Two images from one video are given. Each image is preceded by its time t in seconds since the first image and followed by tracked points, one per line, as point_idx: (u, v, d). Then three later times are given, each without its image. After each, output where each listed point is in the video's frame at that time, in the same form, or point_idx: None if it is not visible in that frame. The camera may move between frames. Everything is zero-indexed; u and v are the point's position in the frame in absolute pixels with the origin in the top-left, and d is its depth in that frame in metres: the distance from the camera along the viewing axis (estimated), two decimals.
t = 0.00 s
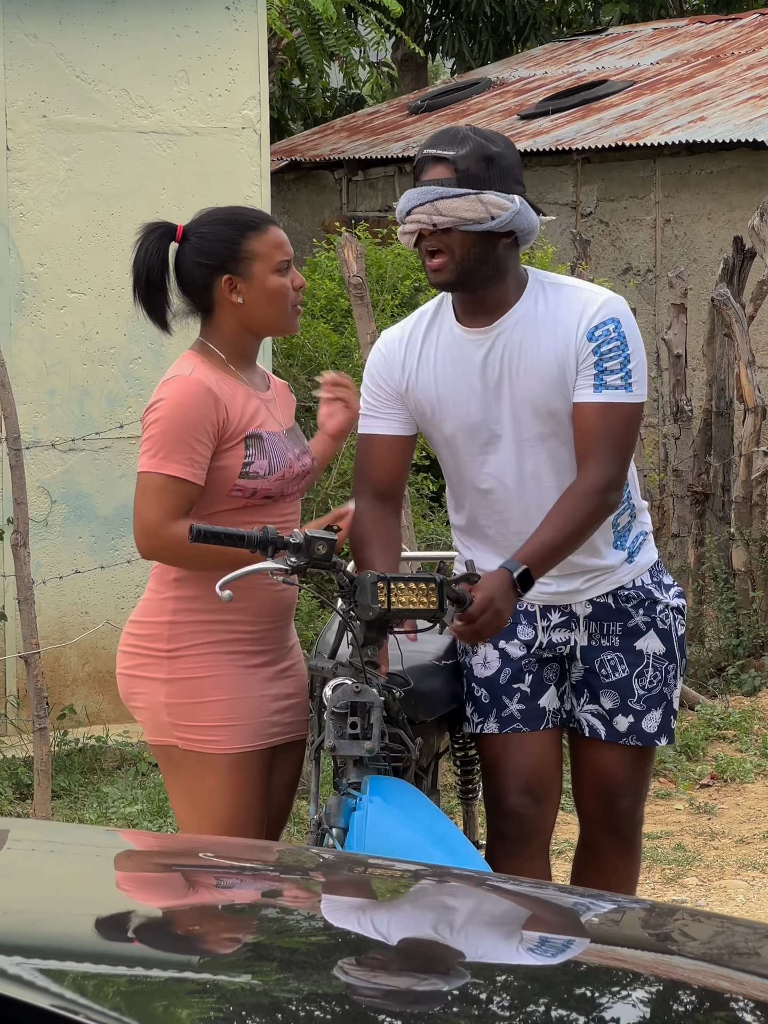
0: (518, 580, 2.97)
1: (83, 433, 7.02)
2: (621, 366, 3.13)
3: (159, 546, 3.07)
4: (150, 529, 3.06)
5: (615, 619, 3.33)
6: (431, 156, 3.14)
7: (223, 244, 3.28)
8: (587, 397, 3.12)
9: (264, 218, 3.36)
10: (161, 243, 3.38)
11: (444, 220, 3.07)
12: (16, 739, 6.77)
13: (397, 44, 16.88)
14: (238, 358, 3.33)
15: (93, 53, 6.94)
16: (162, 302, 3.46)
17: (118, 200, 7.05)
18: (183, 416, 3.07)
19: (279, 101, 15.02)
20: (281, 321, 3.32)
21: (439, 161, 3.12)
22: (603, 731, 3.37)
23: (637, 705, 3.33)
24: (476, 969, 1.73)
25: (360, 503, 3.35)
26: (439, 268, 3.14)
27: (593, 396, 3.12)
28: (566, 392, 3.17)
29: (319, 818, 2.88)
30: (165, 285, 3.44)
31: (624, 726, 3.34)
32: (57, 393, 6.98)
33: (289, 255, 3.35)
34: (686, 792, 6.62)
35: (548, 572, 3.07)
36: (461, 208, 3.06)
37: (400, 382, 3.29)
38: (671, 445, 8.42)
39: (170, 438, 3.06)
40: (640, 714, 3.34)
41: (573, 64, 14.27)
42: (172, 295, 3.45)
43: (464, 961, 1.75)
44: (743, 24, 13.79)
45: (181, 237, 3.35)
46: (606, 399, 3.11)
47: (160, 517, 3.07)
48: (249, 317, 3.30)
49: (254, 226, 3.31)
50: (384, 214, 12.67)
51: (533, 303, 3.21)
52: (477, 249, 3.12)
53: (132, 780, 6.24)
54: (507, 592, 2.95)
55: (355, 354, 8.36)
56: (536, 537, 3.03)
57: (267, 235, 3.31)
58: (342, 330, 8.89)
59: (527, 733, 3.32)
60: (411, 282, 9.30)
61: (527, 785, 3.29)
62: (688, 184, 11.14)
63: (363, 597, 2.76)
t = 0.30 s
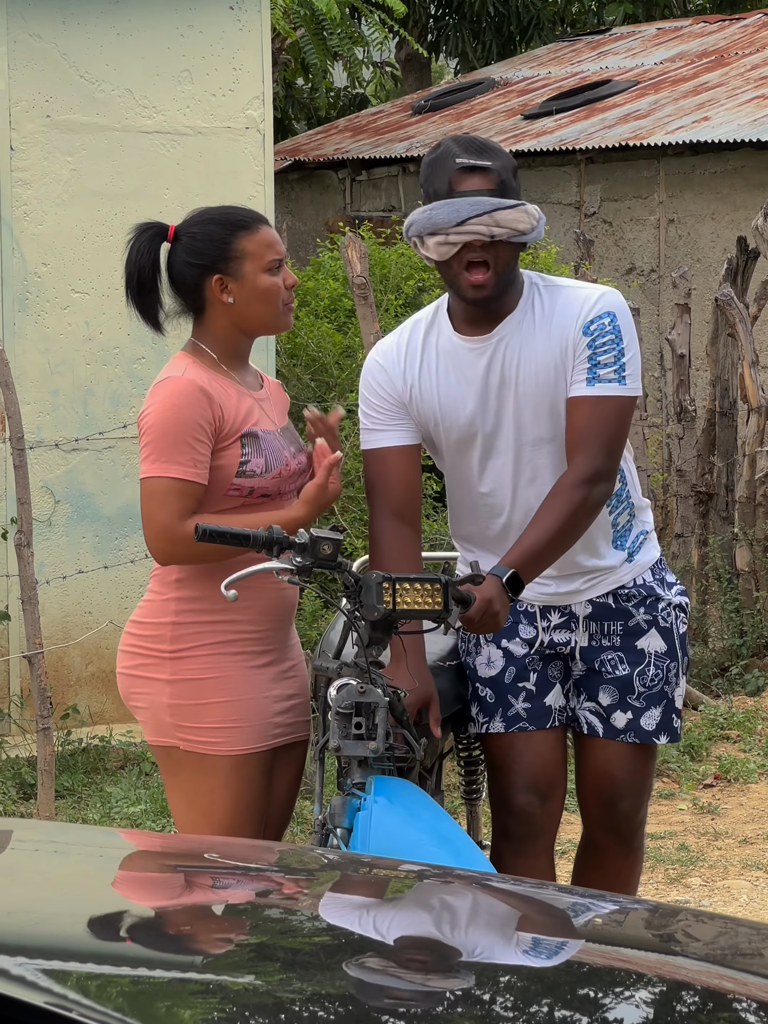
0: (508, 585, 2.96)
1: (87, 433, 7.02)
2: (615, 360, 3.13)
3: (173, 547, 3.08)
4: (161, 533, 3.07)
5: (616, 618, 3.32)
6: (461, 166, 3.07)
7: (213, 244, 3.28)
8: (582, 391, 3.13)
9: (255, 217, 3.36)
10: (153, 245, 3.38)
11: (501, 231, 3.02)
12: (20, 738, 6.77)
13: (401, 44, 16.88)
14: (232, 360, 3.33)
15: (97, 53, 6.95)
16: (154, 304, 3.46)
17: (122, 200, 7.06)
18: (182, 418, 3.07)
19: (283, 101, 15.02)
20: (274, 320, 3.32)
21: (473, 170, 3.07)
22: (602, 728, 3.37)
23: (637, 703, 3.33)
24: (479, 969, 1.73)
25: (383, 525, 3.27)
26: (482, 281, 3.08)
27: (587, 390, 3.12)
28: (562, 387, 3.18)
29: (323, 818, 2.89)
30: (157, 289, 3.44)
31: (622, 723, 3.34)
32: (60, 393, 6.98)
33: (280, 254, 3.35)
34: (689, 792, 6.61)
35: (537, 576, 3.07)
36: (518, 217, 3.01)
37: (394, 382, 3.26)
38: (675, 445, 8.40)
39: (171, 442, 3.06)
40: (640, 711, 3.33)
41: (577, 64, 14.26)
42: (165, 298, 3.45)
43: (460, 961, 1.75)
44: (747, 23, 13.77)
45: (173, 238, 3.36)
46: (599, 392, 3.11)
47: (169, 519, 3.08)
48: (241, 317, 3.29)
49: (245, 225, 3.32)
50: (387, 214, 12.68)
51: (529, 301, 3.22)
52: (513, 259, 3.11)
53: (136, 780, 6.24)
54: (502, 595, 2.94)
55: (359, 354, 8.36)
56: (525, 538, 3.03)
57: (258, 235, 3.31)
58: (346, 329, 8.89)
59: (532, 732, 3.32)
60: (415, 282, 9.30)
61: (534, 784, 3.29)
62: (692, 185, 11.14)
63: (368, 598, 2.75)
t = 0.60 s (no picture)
0: (514, 585, 2.95)
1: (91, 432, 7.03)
2: (640, 367, 3.12)
3: (160, 550, 3.11)
4: (147, 534, 3.10)
5: (622, 622, 3.32)
6: (514, 159, 3.06)
7: (212, 245, 3.29)
8: (602, 395, 3.12)
9: (253, 216, 3.35)
10: (152, 245, 3.39)
11: (557, 228, 3.04)
12: (24, 737, 6.79)
13: (405, 44, 16.88)
14: (232, 360, 3.33)
15: (102, 52, 6.95)
16: (154, 304, 3.46)
17: (127, 199, 7.06)
18: (169, 422, 3.09)
19: (288, 100, 15.02)
20: (275, 319, 3.31)
21: (526, 164, 3.06)
22: (606, 732, 3.36)
23: (641, 709, 3.33)
24: (483, 970, 1.73)
25: (373, 494, 3.44)
26: (530, 275, 3.09)
27: (607, 394, 3.12)
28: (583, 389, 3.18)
29: (329, 818, 2.89)
30: (157, 290, 3.45)
31: (626, 728, 3.34)
32: (65, 391, 6.99)
33: (281, 253, 3.34)
34: (694, 791, 6.61)
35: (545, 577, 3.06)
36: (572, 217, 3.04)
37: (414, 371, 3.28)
38: (679, 444, 8.32)
39: (159, 445, 3.08)
40: (643, 718, 3.33)
41: (582, 63, 14.26)
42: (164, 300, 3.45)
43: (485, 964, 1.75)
44: (752, 23, 13.77)
45: (173, 241, 3.36)
46: (619, 397, 3.11)
47: (156, 521, 3.10)
48: (238, 316, 3.29)
49: (243, 225, 3.31)
50: (392, 214, 12.68)
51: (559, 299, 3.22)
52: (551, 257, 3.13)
53: (141, 779, 6.25)
54: (507, 596, 2.93)
55: (363, 354, 8.35)
56: (536, 535, 3.03)
57: (257, 234, 3.30)
58: (350, 329, 8.91)
59: (536, 731, 3.32)
60: (419, 281, 9.30)
61: (536, 784, 3.29)
62: (697, 184, 11.13)
63: (373, 597, 2.77)
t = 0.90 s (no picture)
0: (520, 585, 2.96)
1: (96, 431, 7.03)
2: (651, 370, 3.14)
3: (162, 548, 3.11)
4: (151, 533, 3.10)
5: (632, 622, 3.32)
6: (515, 167, 3.09)
7: (221, 243, 3.29)
8: (612, 398, 3.14)
9: (260, 215, 3.36)
10: (160, 245, 3.40)
11: (558, 234, 3.03)
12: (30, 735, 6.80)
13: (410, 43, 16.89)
14: (240, 360, 3.34)
15: (108, 52, 6.96)
16: (163, 304, 3.47)
17: (132, 198, 7.07)
18: (172, 421, 3.10)
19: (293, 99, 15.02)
20: (286, 315, 3.31)
21: (528, 172, 3.08)
22: (613, 731, 3.37)
23: (649, 709, 3.33)
24: (488, 967, 1.74)
25: (375, 489, 3.44)
26: (537, 278, 3.08)
27: (618, 398, 3.14)
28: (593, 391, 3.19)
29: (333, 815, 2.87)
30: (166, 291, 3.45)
31: (634, 728, 3.35)
32: (71, 390, 7.00)
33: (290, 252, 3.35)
34: (698, 790, 6.62)
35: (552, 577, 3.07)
36: (574, 221, 3.03)
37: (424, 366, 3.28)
38: (683, 444, 8.37)
39: (162, 445, 3.09)
40: (651, 717, 3.34)
41: (587, 63, 14.26)
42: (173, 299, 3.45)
43: (493, 961, 1.76)
44: (757, 22, 13.76)
45: (181, 240, 3.36)
46: (630, 401, 3.13)
47: (159, 520, 3.11)
48: (247, 314, 3.30)
49: (252, 224, 3.32)
50: (397, 213, 12.69)
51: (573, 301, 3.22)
52: (561, 262, 3.11)
53: (145, 778, 6.26)
54: (513, 598, 2.94)
55: (368, 353, 8.35)
56: (546, 535, 3.04)
57: (266, 233, 3.31)
58: (355, 328, 8.92)
59: (543, 730, 3.32)
60: (424, 280, 9.31)
61: (541, 783, 3.28)
62: (702, 184, 11.13)
63: (378, 596, 2.78)
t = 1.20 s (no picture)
0: (521, 585, 2.95)
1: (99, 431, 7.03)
2: (645, 369, 3.12)
3: (172, 547, 3.11)
4: (159, 533, 3.10)
5: (633, 622, 3.32)
6: (457, 174, 3.11)
7: (229, 244, 3.29)
8: (609, 399, 3.13)
9: (272, 216, 3.36)
10: (172, 239, 3.41)
11: (470, 244, 3.07)
12: (32, 734, 6.80)
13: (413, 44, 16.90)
14: (245, 358, 3.33)
15: (111, 51, 6.96)
16: (171, 299, 3.47)
17: (135, 197, 7.07)
18: (179, 421, 3.10)
19: (296, 98, 15.02)
20: (289, 322, 3.31)
21: (464, 178, 3.10)
22: (614, 731, 3.37)
23: (650, 709, 3.33)
24: (491, 967, 1.74)
25: (384, 497, 3.43)
26: (466, 284, 3.12)
27: (614, 398, 3.12)
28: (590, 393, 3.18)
29: (335, 815, 2.88)
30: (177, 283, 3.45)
31: (635, 728, 3.34)
32: (74, 389, 7.00)
33: (299, 257, 3.34)
34: (701, 790, 6.61)
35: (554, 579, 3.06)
36: (485, 232, 3.05)
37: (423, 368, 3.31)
38: (686, 445, 8.37)
39: (169, 445, 3.09)
40: (652, 717, 3.34)
41: (590, 63, 14.26)
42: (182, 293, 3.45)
43: (497, 961, 1.75)
44: (761, 22, 13.76)
45: (193, 235, 3.37)
46: (626, 401, 3.11)
47: (169, 519, 3.10)
48: (251, 314, 3.29)
49: (262, 226, 3.32)
50: (401, 213, 12.69)
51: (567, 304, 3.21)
52: (505, 270, 3.10)
53: (148, 777, 6.26)
54: (514, 599, 2.93)
55: (371, 353, 8.36)
56: (546, 537, 3.03)
57: (275, 236, 3.31)
58: (358, 327, 8.93)
59: (545, 729, 3.32)
60: (428, 280, 9.31)
61: (544, 781, 3.28)
62: (705, 184, 11.12)
63: (380, 596, 2.79)
